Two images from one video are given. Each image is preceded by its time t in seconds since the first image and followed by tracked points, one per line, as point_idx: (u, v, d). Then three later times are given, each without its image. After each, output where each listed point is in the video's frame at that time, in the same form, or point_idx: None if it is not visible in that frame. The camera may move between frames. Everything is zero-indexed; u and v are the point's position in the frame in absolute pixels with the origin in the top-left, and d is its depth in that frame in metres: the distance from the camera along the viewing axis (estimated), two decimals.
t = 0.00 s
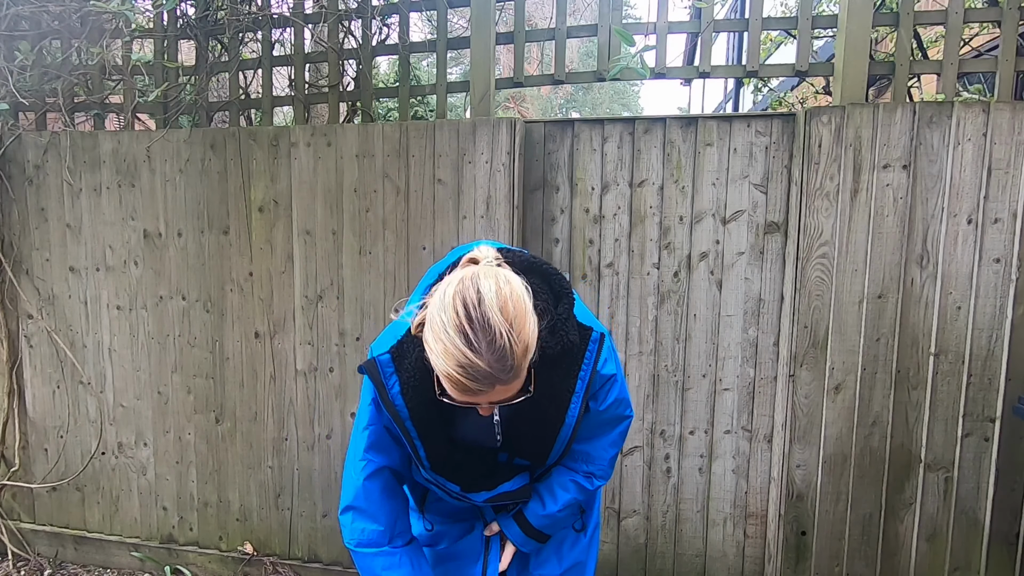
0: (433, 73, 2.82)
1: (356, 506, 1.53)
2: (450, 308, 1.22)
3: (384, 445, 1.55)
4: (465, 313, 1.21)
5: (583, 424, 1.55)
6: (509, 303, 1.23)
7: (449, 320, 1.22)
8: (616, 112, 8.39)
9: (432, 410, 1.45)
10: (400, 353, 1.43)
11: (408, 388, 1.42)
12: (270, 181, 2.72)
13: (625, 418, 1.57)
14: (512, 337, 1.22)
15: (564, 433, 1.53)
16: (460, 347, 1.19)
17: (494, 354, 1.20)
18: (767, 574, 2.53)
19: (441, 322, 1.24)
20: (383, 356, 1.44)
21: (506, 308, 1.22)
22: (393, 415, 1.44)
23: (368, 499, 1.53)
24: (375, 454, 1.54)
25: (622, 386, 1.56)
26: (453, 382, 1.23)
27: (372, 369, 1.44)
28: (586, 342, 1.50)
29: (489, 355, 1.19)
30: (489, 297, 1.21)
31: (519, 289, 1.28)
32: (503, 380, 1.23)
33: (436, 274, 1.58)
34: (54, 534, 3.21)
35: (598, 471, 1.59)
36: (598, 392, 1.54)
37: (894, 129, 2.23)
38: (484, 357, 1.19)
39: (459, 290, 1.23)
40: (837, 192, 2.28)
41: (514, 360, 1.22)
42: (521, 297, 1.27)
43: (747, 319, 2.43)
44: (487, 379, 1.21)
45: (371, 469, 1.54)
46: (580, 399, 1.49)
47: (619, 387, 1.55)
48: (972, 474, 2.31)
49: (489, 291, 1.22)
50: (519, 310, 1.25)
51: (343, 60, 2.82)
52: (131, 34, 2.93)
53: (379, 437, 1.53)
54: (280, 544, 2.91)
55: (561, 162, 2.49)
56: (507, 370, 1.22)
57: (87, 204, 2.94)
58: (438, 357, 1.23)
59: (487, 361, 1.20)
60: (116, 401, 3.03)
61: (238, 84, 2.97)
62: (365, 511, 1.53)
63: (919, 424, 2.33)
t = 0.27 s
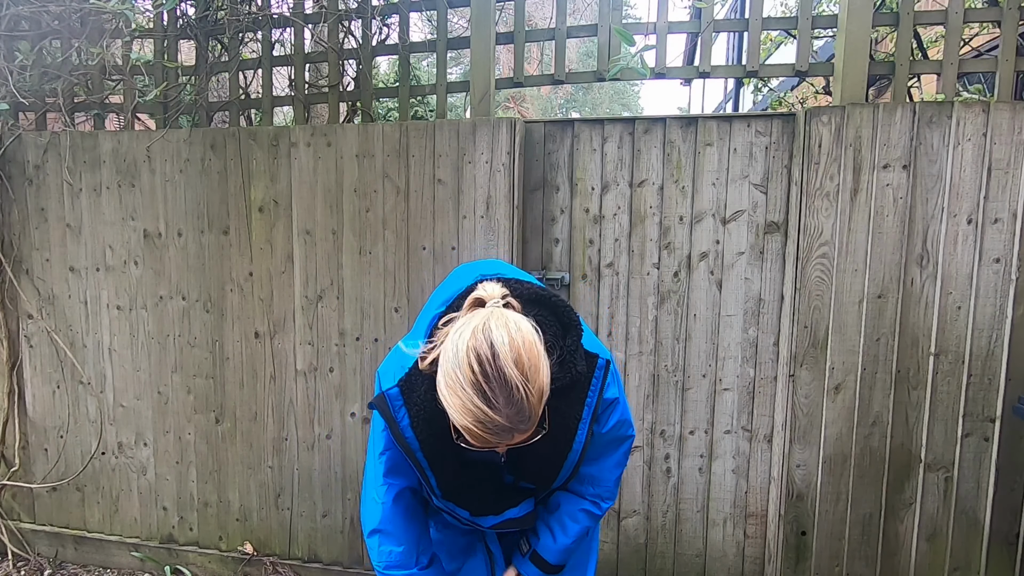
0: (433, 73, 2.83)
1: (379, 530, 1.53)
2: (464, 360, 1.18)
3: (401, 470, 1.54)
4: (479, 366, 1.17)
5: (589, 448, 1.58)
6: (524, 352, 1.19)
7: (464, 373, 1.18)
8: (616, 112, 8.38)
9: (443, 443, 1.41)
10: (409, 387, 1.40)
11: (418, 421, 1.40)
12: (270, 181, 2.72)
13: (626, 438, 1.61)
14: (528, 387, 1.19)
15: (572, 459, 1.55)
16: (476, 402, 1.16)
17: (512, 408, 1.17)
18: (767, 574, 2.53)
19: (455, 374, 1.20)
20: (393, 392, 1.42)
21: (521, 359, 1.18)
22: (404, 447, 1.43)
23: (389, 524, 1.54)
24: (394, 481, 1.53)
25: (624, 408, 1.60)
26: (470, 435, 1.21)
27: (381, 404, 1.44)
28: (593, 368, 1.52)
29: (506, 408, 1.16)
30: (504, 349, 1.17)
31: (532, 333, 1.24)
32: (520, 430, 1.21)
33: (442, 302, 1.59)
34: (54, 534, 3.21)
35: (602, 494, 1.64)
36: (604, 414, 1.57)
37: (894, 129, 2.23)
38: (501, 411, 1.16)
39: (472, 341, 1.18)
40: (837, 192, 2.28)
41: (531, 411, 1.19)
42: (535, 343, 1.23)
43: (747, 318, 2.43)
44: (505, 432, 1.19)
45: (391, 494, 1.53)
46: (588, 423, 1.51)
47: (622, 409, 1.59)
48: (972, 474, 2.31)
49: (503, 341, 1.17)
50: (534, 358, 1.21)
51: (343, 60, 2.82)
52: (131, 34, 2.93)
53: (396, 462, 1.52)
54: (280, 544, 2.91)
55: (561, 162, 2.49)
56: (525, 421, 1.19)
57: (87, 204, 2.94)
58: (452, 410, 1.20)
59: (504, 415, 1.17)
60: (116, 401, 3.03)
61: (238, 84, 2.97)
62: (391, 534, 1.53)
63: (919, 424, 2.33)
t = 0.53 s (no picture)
0: (433, 72, 2.84)
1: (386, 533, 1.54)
2: (473, 385, 1.18)
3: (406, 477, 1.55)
4: (488, 391, 1.17)
5: (579, 476, 1.57)
6: (533, 379, 1.19)
7: (472, 398, 1.18)
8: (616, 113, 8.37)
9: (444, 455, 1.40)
10: (415, 400, 1.42)
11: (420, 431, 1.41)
12: (270, 181, 2.72)
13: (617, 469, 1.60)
14: (536, 414, 1.19)
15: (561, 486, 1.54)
16: (484, 428, 1.17)
17: (519, 435, 1.17)
18: (767, 574, 2.53)
19: (463, 399, 1.20)
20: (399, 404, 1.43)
21: (530, 386, 1.18)
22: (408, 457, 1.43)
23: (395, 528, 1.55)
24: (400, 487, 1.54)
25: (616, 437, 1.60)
26: (476, 459, 1.21)
27: (387, 414, 1.46)
28: (592, 395, 1.52)
29: (513, 434, 1.17)
30: (513, 375, 1.16)
31: (541, 359, 1.24)
32: (526, 456, 1.21)
33: (452, 315, 1.62)
34: (54, 534, 3.21)
35: (589, 528, 1.62)
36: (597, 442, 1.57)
37: (894, 129, 2.23)
38: (508, 438, 1.17)
39: (481, 367, 1.18)
40: (837, 192, 2.28)
41: (538, 437, 1.20)
42: (544, 368, 1.23)
43: (747, 318, 2.43)
44: (511, 457, 1.20)
45: (399, 499, 1.55)
46: (581, 450, 1.51)
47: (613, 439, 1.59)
48: (972, 474, 2.31)
49: (512, 367, 1.17)
50: (542, 383, 1.21)
51: (343, 60, 2.82)
52: (131, 34, 2.93)
53: (402, 468, 1.53)
54: (280, 544, 2.91)
55: (561, 162, 2.49)
56: (531, 447, 1.20)
57: (87, 204, 2.94)
58: (459, 434, 1.21)
59: (511, 442, 1.17)
60: (116, 401, 3.03)
61: (238, 84, 2.97)
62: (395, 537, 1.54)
63: (919, 424, 2.33)
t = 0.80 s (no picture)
0: (433, 73, 2.83)
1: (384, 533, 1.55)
2: (473, 395, 1.17)
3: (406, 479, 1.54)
4: (488, 403, 1.16)
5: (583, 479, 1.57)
6: (533, 390, 1.18)
7: (473, 409, 1.17)
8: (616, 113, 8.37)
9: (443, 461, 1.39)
10: (416, 405, 1.43)
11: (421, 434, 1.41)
12: (270, 180, 2.72)
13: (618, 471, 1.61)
14: (536, 425, 1.19)
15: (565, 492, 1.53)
16: (484, 439, 1.17)
17: (518, 446, 1.17)
18: (767, 574, 2.53)
19: (464, 409, 1.19)
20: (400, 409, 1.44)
21: (531, 398, 1.17)
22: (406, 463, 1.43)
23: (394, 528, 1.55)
24: (399, 488, 1.53)
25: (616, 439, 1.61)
26: (476, 469, 1.22)
27: (388, 420, 1.45)
28: (595, 401, 1.51)
29: (513, 445, 1.17)
30: (514, 388, 1.15)
31: (542, 370, 1.23)
32: (525, 466, 1.22)
33: (455, 319, 1.62)
34: (54, 534, 3.21)
35: (595, 531, 1.62)
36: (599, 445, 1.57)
37: (894, 129, 2.23)
38: (508, 449, 1.17)
39: (482, 378, 1.17)
40: (837, 192, 2.28)
41: (538, 448, 1.20)
42: (545, 380, 1.22)
43: (747, 318, 2.43)
44: (510, 467, 1.20)
45: (399, 502, 1.54)
46: (583, 454, 1.50)
47: (613, 441, 1.60)
48: (972, 474, 2.31)
49: (513, 378, 1.16)
50: (543, 393, 1.20)
51: (343, 60, 2.82)
52: (131, 34, 2.93)
53: (402, 471, 1.53)
54: (280, 544, 2.91)
55: (561, 162, 2.49)
56: (531, 457, 1.20)
57: (87, 204, 2.94)
58: (459, 444, 1.21)
59: (511, 453, 1.17)
60: (116, 401, 3.03)
61: (238, 84, 2.97)
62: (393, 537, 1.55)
63: (919, 424, 2.33)
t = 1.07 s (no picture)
0: (433, 73, 2.83)
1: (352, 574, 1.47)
2: (453, 515, 1.04)
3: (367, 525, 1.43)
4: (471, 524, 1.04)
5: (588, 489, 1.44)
6: (520, 506, 1.06)
7: (454, 527, 1.04)
8: (616, 112, 8.37)
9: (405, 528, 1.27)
10: (380, 481, 1.30)
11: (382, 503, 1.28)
12: (270, 181, 2.72)
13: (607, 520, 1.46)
14: (520, 538, 1.08)
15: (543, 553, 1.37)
16: (465, 560, 1.06)
17: (502, 562, 1.07)
18: (767, 574, 2.53)
19: (443, 523, 1.06)
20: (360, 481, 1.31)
21: (518, 511, 1.06)
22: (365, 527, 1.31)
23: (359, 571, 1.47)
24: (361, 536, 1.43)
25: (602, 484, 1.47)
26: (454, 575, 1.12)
27: (350, 495, 1.33)
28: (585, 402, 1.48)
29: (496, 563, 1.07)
30: (500, 507, 1.03)
31: (529, 469, 1.11)
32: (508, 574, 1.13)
33: (426, 381, 1.45)
34: (54, 534, 3.21)
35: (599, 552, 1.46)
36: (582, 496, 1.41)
37: (894, 129, 2.23)
38: (490, 568, 1.07)
39: (464, 498, 1.04)
40: (837, 192, 2.28)
41: (522, 559, 1.10)
42: (532, 482, 1.11)
43: (747, 319, 2.43)
44: None
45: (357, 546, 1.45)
46: (560, 516, 1.33)
47: (599, 488, 1.46)
48: (972, 474, 2.31)
49: (499, 492, 1.04)
50: (530, 505, 1.09)
51: (343, 60, 2.82)
52: (131, 34, 2.92)
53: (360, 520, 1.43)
54: (280, 544, 2.91)
55: (561, 162, 2.49)
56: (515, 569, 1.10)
57: (87, 204, 2.93)
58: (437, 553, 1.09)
59: (493, 570, 1.08)
60: (116, 401, 3.03)
61: (238, 84, 2.97)
62: None
63: (919, 424, 2.33)
